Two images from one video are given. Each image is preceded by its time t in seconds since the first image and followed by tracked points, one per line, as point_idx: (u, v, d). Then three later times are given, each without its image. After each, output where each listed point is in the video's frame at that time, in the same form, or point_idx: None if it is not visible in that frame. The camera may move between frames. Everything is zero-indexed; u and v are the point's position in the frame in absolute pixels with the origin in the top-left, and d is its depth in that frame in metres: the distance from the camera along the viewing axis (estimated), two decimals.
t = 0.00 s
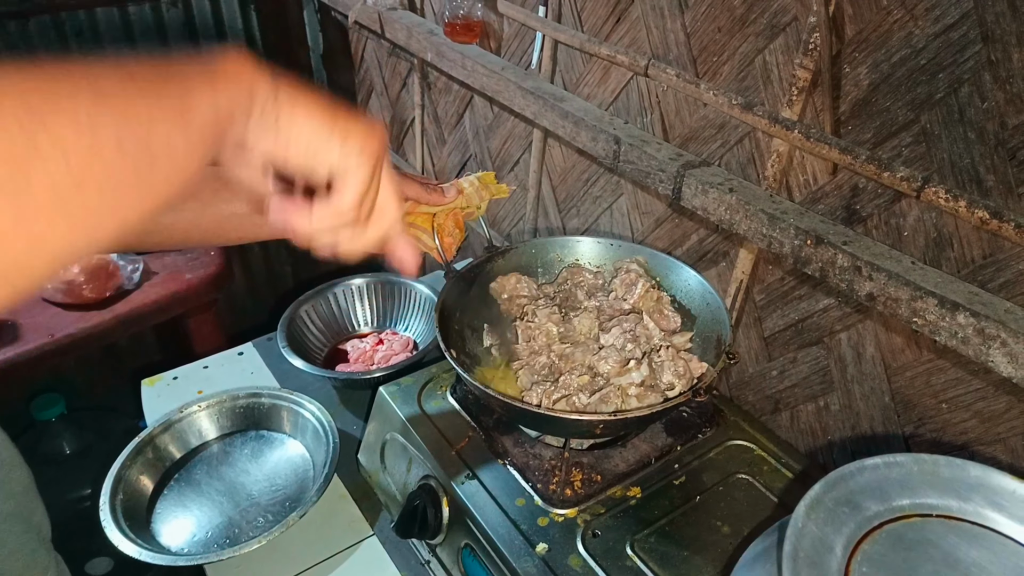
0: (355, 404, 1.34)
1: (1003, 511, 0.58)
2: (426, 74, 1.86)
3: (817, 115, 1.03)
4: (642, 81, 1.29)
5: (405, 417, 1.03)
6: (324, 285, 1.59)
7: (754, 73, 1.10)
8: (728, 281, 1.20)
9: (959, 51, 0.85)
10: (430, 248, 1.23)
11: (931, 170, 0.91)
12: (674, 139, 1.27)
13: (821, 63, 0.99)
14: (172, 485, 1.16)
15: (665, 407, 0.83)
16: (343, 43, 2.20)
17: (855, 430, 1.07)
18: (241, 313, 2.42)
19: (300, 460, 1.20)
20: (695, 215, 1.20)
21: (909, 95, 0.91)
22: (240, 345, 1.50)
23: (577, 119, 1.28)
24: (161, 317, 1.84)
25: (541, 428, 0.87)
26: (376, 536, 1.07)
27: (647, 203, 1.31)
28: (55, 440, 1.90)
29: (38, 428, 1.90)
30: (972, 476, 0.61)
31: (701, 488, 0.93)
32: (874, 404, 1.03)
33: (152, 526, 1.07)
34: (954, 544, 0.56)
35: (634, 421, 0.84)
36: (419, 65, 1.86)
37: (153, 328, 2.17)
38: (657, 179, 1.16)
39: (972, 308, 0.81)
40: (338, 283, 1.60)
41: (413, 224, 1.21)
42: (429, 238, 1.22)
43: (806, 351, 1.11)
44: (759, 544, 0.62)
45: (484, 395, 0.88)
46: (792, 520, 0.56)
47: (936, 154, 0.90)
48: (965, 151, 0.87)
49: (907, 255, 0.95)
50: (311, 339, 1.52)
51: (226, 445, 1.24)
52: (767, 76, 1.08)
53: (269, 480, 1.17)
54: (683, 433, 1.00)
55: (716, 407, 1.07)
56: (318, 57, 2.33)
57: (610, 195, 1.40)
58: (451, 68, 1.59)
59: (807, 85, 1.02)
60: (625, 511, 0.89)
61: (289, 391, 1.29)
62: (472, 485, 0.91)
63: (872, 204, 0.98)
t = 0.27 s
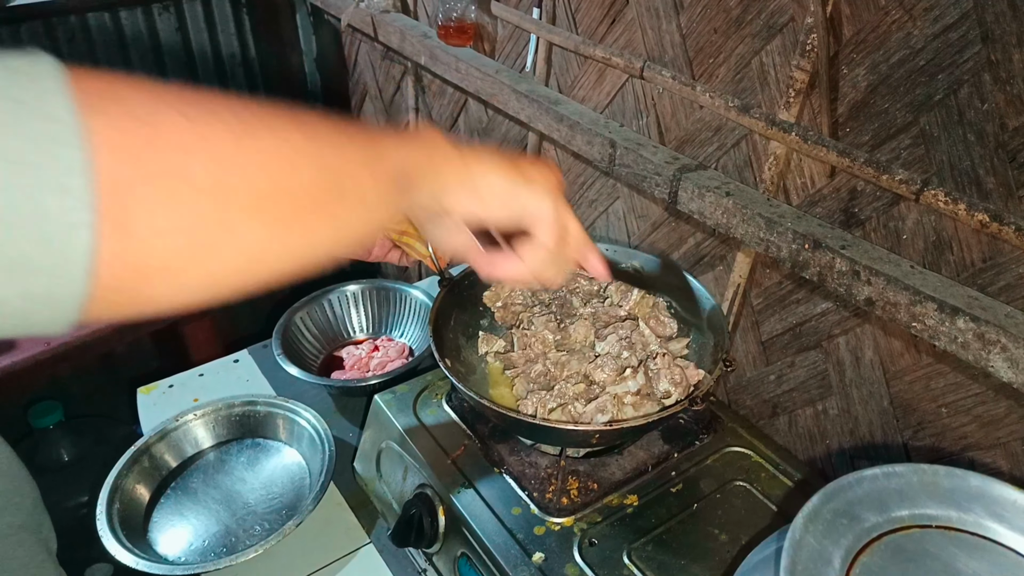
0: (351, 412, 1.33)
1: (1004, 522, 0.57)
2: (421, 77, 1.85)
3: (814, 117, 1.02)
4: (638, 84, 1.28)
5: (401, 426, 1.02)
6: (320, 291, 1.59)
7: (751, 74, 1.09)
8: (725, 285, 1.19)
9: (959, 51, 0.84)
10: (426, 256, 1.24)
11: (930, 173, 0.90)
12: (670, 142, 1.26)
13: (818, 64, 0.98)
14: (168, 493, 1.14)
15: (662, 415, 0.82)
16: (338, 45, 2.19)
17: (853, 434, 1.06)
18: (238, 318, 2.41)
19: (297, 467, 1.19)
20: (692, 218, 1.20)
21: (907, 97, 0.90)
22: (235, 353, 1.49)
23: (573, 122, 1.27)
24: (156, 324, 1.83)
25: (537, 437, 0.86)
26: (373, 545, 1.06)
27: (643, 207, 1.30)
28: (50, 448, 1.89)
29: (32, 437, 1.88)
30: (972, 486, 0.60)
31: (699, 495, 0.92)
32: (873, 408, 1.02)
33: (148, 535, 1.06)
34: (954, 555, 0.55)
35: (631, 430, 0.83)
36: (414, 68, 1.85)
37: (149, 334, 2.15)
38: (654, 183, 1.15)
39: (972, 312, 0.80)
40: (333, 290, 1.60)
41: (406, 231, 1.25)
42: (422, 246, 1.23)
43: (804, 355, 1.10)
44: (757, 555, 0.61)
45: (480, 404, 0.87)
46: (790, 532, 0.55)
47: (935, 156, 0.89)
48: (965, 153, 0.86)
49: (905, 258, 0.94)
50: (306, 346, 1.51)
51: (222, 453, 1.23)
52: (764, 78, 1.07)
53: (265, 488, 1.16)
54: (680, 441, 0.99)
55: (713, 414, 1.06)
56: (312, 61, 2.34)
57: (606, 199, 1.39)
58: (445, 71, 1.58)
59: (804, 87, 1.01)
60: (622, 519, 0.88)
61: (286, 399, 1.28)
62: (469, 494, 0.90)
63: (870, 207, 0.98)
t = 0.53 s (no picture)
0: (349, 410, 1.33)
1: (1001, 536, 0.57)
2: (423, 75, 1.84)
3: (818, 124, 1.02)
4: (641, 86, 1.28)
5: (399, 428, 1.01)
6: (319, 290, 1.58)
7: (755, 79, 1.08)
8: (724, 290, 1.19)
9: (965, 60, 0.84)
10: (424, 261, 1.23)
11: (933, 182, 0.90)
12: (672, 146, 1.26)
13: (824, 71, 0.98)
14: (166, 490, 1.15)
15: (657, 426, 0.83)
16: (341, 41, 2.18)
17: (849, 442, 1.06)
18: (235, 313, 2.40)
19: (295, 467, 1.19)
20: (693, 223, 1.19)
21: (913, 105, 0.90)
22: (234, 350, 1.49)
23: (575, 124, 1.27)
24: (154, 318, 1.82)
25: (536, 442, 0.86)
26: (369, 544, 1.06)
27: (644, 211, 1.30)
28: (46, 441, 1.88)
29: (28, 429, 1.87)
30: (968, 500, 0.60)
31: (695, 502, 0.92)
32: (870, 416, 1.03)
33: (145, 532, 1.06)
34: (950, 569, 0.55)
35: (628, 439, 0.83)
36: (415, 66, 1.84)
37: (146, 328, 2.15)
38: (655, 187, 1.15)
39: (971, 323, 0.80)
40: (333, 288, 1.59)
41: (405, 234, 1.22)
42: (422, 251, 1.22)
43: (802, 362, 1.10)
44: (753, 565, 0.61)
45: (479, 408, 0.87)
46: (786, 544, 0.55)
47: (939, 166, 0.89)
48: (968, 163, 0.87)
49: (906, 267, 0.94)
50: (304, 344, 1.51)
51: (220, 450, 1.23)
52: (768, 83, 1.07)
53: (263, 487, 1.16)
54: (677, 448, 0.98)
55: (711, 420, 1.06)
56: (313, 56, 2.28)
57: (607, 201, 1.39)
58: (448, 70, 1.57)
59: (810, 93, 1.01)
60: (618, 525, 0.88)
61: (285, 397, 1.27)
62: (466, 497, 0.90)
63: (872, 215, 0.98)
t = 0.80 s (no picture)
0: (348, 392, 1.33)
1: (1003, 519, 0.57)
2: (420, 53, 1.81)
3: (821, 104, 1.01)
4: (642, 65, 1.26)
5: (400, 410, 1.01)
6: (317, 271, 1.58)
7: (759, 58, 1.07)
8: (725, 272, 1.19)
9: (972, 40, 0.83)
10: (423, 240, 1.22)
11: (936, 164, 0.89)
12: (674, 126, 1.24)
13: (828, 49, 0.97)
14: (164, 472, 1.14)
15: (660, 407, 0.83)
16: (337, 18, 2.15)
17: (849, 424, 1.07)
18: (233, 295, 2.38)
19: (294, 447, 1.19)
20: (694, 204, 1.19)
21: (917, 86, 0.89)
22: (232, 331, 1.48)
23: (575, 104, 1.26)
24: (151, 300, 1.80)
25: (537, 424, 0.86)
26: (369, 526, 1.06)
27: (644, 192, 1.29)
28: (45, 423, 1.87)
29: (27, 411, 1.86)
30: (971, 483, 0.60)
31: (696, 484, 0.92)
32: (869, 398, 1.03)
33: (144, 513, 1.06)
34: (951, 552, 0.55)
35: (630, 420, 0.83)
36: (413, 44, 1.82)
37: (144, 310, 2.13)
38: (656, 168, 1.14)
39: (974, 305, 0.80)
40: (331, 270, 1.58)
41: (405, 214, 1.22)
42: (421, 230, 1.21)
43: (802, 344, 1.10)
44: (756, 547, 0.61)
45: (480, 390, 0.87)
46: (790, 527, 0.55)
47: (943, 147, 0.88)
48: (973, 144, 0.86)
49: (908, 250, 0.93)
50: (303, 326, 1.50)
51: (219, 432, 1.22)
52: (771, 62, 1.05)
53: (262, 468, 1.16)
54: (678, 429, 0.99)
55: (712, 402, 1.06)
56: (309, 34, 2.25)
57: (607, 182, 1.37)
58: (446, 48, 1.55)
59: (813, 73, 0.99)
60: (619, 506, 0.88)
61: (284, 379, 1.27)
62: (467, 479, 0.91)
63: (874, 197, 0.97)
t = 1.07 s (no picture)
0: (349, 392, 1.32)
1: (1016, 522, 0.57)
2: (419, 51, 1.81)
3: (824, 102, 1.00)
4: (643, 63, 1.26)
5: (401, 409, 1.00)
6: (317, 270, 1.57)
7: (761, 56, 1.06)
8: (727, 270, 1.18)
9: (977, 38, 0.82)
10: (425, 239, 1.21)
11: (941, 162, 0.89)
12: (675, 124, 1.24)
13: (831, 47, 0.96)
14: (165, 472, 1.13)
15: (667, 406, 0.83)
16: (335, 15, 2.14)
17: (852, 423, 1.06)
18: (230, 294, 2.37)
19: (295, 448, 1.18)
20: (696, 203, 1.18)
21: (922, 84, 0.88)
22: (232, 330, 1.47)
23: (576, 101, 1.25)
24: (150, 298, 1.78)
25: (541, 424, 0.86)
26: (371, 527, 1.06)
27: (646, 190, 1.29)
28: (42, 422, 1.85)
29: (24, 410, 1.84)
30: (984, 486, 0.59)
31: (701, 484, 0.92)
32: (872, 398, 1.02)
33: (144, 514, 1.05)
34: (964, 555, 0.55)
35: (635, 420, 0.83)
36: (412, 41, 1.81)
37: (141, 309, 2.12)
38: (658, 166, 1.13)
39: (980, 305, 0.79)
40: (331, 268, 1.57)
41: (407, 213, 1.21)
42: (423, 229, 1.21)
43: (805, 343, 1.09)
44: (766, 550, 0.61)
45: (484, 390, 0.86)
46: (800, 531, 0.55)
47: (947, 145, 0.88)
48: (978, 142, 0.85)
49: (913, 248, 0.93)
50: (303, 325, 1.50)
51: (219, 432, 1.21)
52: (773, 60, 1.05)
53: (263, 468, 1.15)
54: (683, 429, 0.98)
55: (716, 402, 1.05)
56: (308, 31, 2.23)
57: (608, 180, 1.37)
58: (445, 45, 1.54)
59: (816, 71, 0.99)
60: (623, 507, 0.88)
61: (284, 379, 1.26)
62: (470, 480, 0.90)
63: (878, 195, 0.96)
